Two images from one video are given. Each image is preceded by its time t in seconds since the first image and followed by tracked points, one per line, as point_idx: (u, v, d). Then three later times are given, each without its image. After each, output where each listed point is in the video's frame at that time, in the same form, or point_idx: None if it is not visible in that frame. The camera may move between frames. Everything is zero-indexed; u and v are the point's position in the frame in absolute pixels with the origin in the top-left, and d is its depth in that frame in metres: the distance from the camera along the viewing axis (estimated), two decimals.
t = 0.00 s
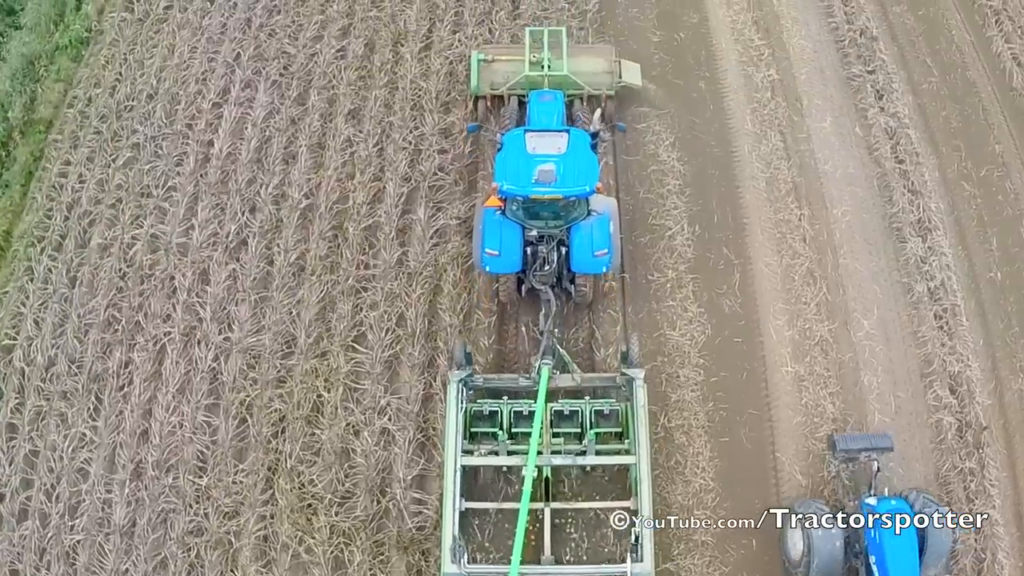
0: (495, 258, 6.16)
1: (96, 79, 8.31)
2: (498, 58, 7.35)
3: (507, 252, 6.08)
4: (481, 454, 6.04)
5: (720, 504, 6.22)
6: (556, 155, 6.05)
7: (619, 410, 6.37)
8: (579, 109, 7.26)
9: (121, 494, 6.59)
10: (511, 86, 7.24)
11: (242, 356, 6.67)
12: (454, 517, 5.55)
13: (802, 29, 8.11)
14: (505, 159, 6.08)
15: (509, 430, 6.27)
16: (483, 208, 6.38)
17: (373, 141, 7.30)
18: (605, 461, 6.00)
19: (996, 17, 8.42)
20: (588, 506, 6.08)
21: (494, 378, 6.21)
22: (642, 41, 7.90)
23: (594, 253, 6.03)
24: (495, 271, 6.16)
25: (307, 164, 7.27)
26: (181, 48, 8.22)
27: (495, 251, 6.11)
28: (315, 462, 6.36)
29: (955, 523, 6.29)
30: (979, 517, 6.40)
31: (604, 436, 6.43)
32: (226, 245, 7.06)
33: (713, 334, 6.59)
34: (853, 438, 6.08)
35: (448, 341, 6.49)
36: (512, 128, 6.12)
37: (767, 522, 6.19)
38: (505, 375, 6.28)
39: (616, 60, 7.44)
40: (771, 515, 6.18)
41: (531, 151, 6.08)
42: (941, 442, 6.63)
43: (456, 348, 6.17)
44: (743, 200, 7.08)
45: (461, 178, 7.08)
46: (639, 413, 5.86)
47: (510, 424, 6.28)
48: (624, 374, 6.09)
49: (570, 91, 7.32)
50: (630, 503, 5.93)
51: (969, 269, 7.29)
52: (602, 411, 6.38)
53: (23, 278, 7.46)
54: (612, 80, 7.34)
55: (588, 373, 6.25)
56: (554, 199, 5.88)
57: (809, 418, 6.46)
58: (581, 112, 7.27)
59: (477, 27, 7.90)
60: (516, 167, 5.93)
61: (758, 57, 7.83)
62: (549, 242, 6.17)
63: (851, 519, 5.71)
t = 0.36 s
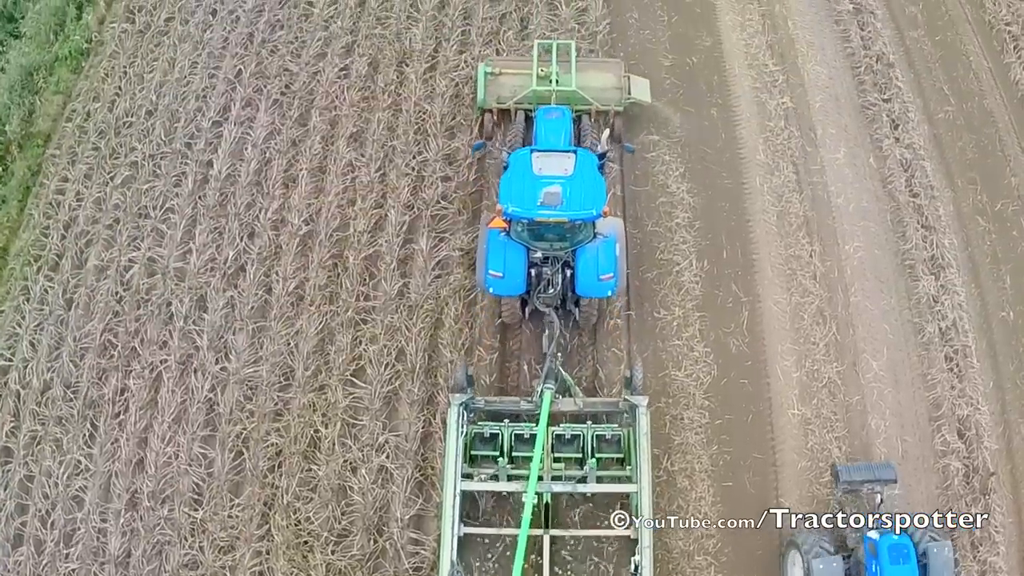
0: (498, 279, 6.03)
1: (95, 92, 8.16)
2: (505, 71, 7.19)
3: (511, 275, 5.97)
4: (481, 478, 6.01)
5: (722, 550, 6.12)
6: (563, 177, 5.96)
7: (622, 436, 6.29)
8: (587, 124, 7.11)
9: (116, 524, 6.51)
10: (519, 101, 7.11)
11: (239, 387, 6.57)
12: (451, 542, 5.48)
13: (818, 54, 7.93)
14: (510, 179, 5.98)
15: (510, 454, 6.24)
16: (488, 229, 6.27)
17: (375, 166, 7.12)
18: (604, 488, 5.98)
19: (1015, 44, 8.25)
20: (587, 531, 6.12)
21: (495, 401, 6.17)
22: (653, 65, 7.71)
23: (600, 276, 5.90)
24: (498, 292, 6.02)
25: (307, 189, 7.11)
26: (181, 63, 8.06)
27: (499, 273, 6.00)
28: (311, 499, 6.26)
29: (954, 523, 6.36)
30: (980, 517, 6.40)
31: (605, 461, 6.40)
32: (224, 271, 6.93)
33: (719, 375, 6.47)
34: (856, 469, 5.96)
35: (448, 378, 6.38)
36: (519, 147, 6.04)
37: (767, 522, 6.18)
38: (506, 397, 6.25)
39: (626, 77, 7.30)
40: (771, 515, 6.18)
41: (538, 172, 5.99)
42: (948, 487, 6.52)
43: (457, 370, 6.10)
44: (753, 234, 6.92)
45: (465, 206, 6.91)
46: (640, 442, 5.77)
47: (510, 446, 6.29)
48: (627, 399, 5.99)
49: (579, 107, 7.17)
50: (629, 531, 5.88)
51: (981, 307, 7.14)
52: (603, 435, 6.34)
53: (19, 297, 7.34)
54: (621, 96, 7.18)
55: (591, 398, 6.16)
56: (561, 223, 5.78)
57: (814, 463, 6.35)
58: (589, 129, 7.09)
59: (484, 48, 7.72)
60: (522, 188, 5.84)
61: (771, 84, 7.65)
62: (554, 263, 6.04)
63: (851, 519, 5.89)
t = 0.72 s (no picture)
0: (499, 301, 5.97)
1: (90, 111, 8.02)
2: (508, 85, 7.06)
3: (513, 297, 5.89)
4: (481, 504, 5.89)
5: None
6: (566, 199, 5.90)
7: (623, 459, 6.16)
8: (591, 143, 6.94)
9: (112, 558, 6.43)
10: (522, 115, 6.98)
11: (234, 422, 6.47)
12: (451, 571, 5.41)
13: (827, 76, 7.77)
14: (513, 201, 5.92)
15: (510, 478, 6.14)
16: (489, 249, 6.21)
17: (373, 193, 6.95)
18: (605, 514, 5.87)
19: None
20: (587, 556, 6.05)
21: (495, 424, 6.07)
22: (659, 88, 7.53)
23: (602, 299, 5.87)
24: (499, 314, 5.96)
25: (304, 216, 6.95)
26: (177, 81, 7.91)
27: (500, 295, 5.92)
28: (308, 537, 6.19)
29: (953, 522, 6.38)
30: (979, 517, 6.42)
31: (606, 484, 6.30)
32: (219, 301, 6.80)
33: (722, 414, 6.36)
34: (858, 496, 6.06)
35: (447, 416, 6.28)
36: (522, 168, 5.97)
37: (767, 522, 6.18)
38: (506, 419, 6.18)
39: (631, 91, 7.15)
40: (771, 514, 6.19)
41: (541, 193, 5.89)
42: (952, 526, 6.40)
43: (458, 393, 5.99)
44: (759, 266, 6.78)
45: (465, 237, 6.75)
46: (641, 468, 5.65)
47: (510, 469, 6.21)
48: (629, 425, 5.87)
49: (583, 122, 7.03)
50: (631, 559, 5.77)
51: (989, 340, 7.01)
52: (605, 460, 6.29)
53: (13, 323, 7.23)
54: (626, 111, 7.05)
55: (591, 421, 6.03)
56: (563, 246, 5.70)
57: (817, 503, 6.25)
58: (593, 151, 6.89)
59: (485, 69, 7.54)
60: (525, 211, 5.78)
61: (780, 108, 7.48)
62: (556, 285, 5.96)
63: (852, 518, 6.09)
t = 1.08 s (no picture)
0: (498, 326, 5.89)
1: (81, 136, 7.88)
2: (507, 102, 6.94)
3: (512, 322, 5.82)
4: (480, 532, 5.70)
5: None
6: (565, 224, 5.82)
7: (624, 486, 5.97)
8: (590, 161, 6.75)
9: None
10: (522, 132, 6.82)
11: (230, 462, 6.38)
12: None
13: (833, 100, 7.61)
14: (511, 226, 5.85)
15: (510, 504, 5.97)
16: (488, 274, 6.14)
17: (368, 226, 6.79)
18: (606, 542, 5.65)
19: None
20: None
21: (495, 450, 5.96)
22: (662, 113, 7.33)
23: (603, 324, 5.78)
24: (498, 341, 5.88)
25: (298, 249, 6.80)
26: (168, 106, 7.74)
27: (499, 321, 5.86)
28: None
29: (954, 523, 6.35)
30: (979, 516, 6.38)
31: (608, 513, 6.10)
32: (213, 337, 6.67)
33: (724, 455, 6.26)
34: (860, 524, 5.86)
35: (445, 458, 6.18)
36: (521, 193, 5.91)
37: (767, 522, 6.16)
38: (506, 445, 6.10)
39: (632, 107, 7.00)
40: (771, 515, 6.16)
41: (539, 218, 5.88)
42: (955, 566, 6.29)
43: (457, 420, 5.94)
44: (763, 301, 6.64)
45: (462, 272, 6.60)
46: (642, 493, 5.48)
47: (510, 494, 6.04)
48: (629, 451, 5.78)
49: (583, 139, 6.85)
50: None
51: (996, 373, 6.90)
52: (605, 485, 6.10)
53: (5, 356, 7.09)
54: (627, 128, 6.89)
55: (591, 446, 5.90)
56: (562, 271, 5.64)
57: (820, 544, 6.14)
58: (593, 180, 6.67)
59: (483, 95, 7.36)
60: (523, 237, 5.72)
61: (785, 134, 7.32)
62: (556, 309, 5.86)
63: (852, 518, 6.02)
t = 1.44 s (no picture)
0: (497, 351, 5.84)
1: (71, 161, 7.73)
2: (505, 117, 6.82)
3: (511, 347, 5.77)
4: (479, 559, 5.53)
5: None
6: (564, 248, 5.79)
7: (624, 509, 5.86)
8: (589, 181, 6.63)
9: None
10: (520, 148, 6.70)
11: (226, 502, 6.29)
12: None
13: (837, 122, 7.46)
14: (509, 252, 5.81)
15: (510, 528, 5.76)
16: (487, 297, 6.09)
17: (364, 258, 6.65)
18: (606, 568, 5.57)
19: None
20: None
21: (494, 475, 5.80)
22: (663, 138, 7.17)
23: (602, 348, 5.73)
24: (497, 365, 5.83)
25: (292, 282, 6.67)
26: (159, 130, 7.58)
27: (498, 345, 5.81)
28: None
29: (953, 522, 6.33)
30: (980, 516, 6.37)
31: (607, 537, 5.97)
32: (207, 374, 6.57)
33: (726, 493, 6.19)
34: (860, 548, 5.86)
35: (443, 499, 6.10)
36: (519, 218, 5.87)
37: (767, 522, 6.16)
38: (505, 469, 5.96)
39: (631, 122, 6.89)
40: (771, 514, 6.16)
41: (539, 243, 5.85)
42: None
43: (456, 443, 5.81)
44: (766, 335, 6.52)
45: (460, 306, 6.47)
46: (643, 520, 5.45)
47: (510, 518, 5.81)
48: (629, 476, 5.74)
49: (582, 155, 6.76)
50: None
51: (1001, 405, 6.80)
52: (605, 507, 5.87)
53: None
54: (627, 143, 6.80)
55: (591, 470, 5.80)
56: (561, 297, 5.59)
57: None
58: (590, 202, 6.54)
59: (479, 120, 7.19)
60: (521, 264, 5.68)
61: (789, 159, 7.17)
62: (556, 332, 5.79)
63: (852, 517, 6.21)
